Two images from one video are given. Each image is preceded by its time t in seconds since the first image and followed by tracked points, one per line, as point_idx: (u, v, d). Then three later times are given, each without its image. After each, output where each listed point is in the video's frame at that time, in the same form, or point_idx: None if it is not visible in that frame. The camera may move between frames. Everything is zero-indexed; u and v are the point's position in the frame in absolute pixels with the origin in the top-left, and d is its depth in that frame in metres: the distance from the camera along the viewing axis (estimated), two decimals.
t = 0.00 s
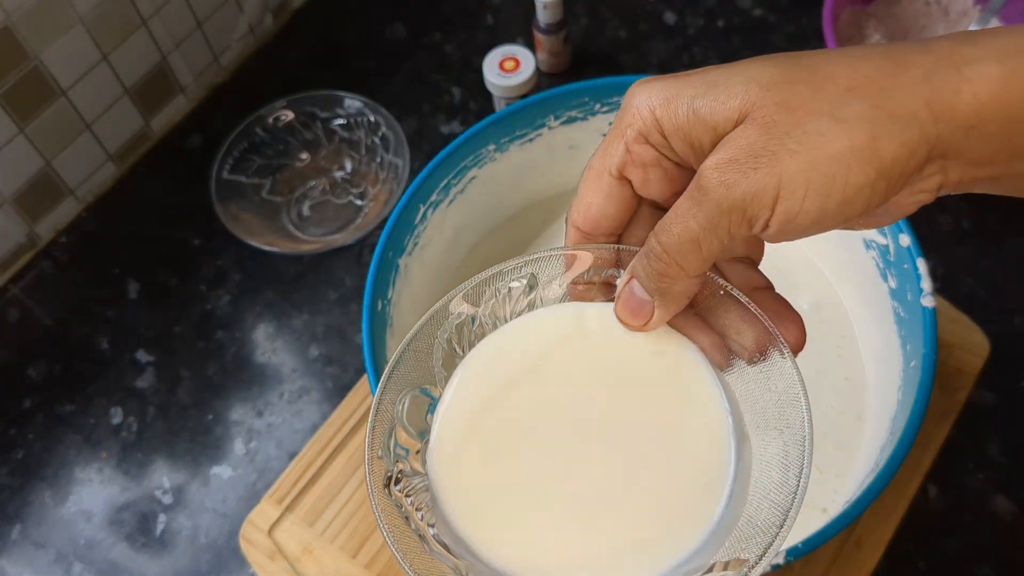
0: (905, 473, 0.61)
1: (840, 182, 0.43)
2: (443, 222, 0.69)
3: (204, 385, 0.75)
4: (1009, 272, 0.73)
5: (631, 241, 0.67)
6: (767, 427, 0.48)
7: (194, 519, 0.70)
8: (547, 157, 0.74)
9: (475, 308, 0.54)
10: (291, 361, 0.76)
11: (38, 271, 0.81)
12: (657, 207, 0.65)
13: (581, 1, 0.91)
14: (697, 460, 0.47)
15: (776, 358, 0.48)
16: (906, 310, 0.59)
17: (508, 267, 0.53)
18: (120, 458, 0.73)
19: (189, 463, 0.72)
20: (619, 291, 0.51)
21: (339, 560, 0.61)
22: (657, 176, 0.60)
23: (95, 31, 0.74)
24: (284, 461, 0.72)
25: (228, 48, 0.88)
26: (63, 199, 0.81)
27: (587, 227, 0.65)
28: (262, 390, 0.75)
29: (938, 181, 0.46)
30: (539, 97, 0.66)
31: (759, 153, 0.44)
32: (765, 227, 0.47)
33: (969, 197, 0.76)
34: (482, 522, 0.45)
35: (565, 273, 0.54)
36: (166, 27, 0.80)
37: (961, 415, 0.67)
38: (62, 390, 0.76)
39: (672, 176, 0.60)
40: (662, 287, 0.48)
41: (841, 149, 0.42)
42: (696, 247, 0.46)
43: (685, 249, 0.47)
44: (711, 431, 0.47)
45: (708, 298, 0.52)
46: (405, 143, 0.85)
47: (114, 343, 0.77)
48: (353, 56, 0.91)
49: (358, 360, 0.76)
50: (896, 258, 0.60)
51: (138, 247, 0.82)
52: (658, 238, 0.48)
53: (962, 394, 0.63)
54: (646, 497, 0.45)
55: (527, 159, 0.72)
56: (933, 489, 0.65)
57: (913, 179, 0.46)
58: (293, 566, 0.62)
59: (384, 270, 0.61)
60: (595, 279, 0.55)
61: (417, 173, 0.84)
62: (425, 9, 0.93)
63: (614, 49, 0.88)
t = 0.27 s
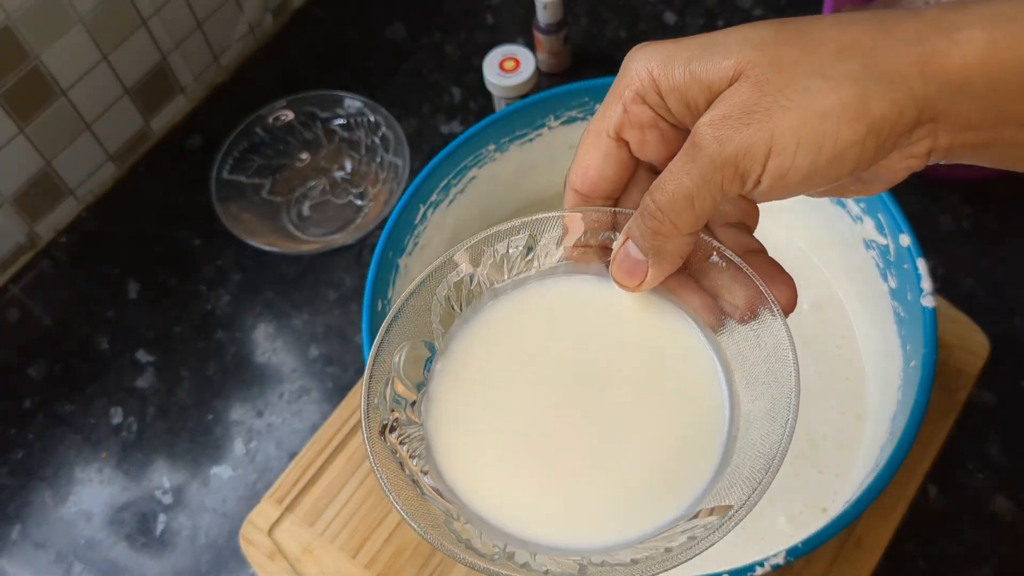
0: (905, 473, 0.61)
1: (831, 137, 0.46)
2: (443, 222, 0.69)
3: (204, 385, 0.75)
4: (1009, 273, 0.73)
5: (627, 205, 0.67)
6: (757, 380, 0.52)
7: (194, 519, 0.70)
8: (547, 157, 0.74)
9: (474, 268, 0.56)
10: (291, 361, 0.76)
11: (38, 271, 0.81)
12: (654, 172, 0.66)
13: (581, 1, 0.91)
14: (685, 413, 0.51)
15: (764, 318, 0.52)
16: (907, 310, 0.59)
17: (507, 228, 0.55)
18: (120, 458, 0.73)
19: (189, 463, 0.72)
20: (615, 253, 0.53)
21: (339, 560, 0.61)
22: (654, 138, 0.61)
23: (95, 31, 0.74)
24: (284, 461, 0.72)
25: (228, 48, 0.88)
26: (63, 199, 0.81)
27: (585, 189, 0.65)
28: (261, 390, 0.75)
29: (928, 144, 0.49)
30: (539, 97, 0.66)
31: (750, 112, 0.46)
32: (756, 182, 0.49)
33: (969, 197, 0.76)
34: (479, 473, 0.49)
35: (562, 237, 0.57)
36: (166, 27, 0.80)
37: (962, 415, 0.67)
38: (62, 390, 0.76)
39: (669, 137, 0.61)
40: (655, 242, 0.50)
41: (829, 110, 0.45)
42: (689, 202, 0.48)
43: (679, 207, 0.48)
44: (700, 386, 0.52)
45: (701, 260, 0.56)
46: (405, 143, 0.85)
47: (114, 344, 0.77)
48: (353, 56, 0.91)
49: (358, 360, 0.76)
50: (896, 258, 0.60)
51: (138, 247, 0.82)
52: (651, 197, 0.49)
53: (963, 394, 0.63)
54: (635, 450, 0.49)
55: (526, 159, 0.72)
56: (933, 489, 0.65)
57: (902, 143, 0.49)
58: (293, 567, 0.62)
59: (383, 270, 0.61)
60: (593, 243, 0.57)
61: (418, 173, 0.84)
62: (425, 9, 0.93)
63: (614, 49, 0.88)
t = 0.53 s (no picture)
0: (905, 473, 0.61)
1: (872, 49, 0.49)
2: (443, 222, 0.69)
3: (204, 384, 0.75)
4: (1008, 273, 0.73)
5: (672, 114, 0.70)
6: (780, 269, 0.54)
7: (194, 519, 0.70)
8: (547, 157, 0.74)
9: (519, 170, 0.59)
10: (291, 361, 0.76)
11: (38, 272, 0.81)
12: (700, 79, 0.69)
13: (581, 1, 0.91)
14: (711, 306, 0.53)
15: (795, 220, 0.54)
16: (907, 310, 0.59)
17: (552, 127, 0.58)
18: (120, 458, 0.73)
19: (189, 463, 0.72)
20: (653, 158, 0.56)
21: (339, 560, 0.61)
22: (705, 47, 0.64)
23: (95, 31, 0.74)
24: (284, 461, 0.72)
25: (228, 48, 0.88)
26: (63, 199, 0.81)
27: (635, 95, 0.67)
28: (262, 390, 0.75)
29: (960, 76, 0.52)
30: (539, 97, 0.66)
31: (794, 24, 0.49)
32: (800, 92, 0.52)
33: (969, 197, 0.76)
34: (512, 334, 0.52)
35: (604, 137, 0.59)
36: (166, 27, 0.80)
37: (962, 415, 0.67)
38: (62, 390, 0.76)
39: (719, 50, 0.65)
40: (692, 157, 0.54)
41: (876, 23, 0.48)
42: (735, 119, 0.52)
43: (722, 110, 0.51)
44: (727, 282, 0.54)
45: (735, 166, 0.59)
46: (406, 143, 0.85)
47: (114, 343, 0.77)
48: (353, 56, 0.91)
49: (358, 360, 0.76)
50: (896, 259, 0.60)
51: (138, 247, 0.82)
52: (694, 104, 0.53)
53: (963, 394, 0.63)
54: (664, 330, 0.52)
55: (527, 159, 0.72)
56: (933, 489, 0.65)
57: (937, 70, 0.52)
58: (293, 566, 0.62)
59: (384, 270, 0.61)
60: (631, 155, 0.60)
61: (417, 173, 0.84)
62: (425, 9, 0.93)
63: (614, 49, 0.88)
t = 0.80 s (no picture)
0: (905, 474, 0.61)
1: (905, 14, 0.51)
2: (443, 223, 0.69)
3: (204, 385, 0.75)
4: (1009, 273, 0.73)
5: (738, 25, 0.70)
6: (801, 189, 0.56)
7: (194, 519, 0.70)
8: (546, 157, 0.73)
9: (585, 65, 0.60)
10: (291, 361, 0.76)
11: (38, 272, 0.81)
12: None
13: (581, 1, 0.91)
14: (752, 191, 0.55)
15: (825, 143, 0.55)
16: (906, 310, 0.59)
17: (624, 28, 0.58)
18: (120, 458, 0.73)
19: (189, 463, 0.72)
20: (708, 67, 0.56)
21: (339, 560, 0.62)
22: None
23: (95, 31, 0.74)
24: (284, 461, 0.72)
25: (228, 48, 0.88)
26: (64, 199, 0.81)
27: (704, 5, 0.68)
28: (261, 390, 0.75)
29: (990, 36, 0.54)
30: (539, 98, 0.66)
31: None
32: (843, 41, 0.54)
33: (969, 198, 0.76)
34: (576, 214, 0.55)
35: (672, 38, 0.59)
36: (166, 27, 0.80)
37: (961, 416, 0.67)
38: (62, 390, 0.76)
39: None
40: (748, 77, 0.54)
41: None
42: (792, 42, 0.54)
43: (773, 47, 0.53)
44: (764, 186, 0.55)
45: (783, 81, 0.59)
46: (406, 143, 0.85)
47: (114, 344, 0.77)
48: (353, 56, 0.91)
49: (358, 360, 0.76)
50: (896, 258, 0.60)
51: (138, 247, 0.82)
52: (749, 29, 0.54)
53: (963, 394, 0.63)
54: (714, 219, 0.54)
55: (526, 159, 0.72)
56: (933, 489, 0.65)
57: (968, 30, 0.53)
58: (293, 566, 0.62)
59: (384, 270, 0.61)
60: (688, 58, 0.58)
61: (417, 173, 0.84)
62: (425, 9, 0.93)
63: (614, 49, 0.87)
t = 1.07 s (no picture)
0: (905, 473, 0.61)
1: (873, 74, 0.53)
2: (443, 223, 0.69)
3: (204, 385, 0.75)
4: (1009, 273, 0.73)
5: None
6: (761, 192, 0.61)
7: (194, 519, 0.70)
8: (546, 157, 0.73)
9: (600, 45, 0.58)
10: (291, 361, 0.76)
11: (37, 271, 0.81)
12: None
13: (581, 1, 0.90)
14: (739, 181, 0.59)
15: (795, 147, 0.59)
16: (907, 310, 0.59)
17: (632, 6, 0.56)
18: (120, 458, 0.73)
19: (189, 463, 0.72)
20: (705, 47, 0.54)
21: (339, 560, 0.61)
22: None
23: (94, 31, 0.74)
24: (284, 461, 0.72)
25: (228, 47, 0.88)
26: (63, 199, 0.81)
27: None
28: (261, 390, 0.75)
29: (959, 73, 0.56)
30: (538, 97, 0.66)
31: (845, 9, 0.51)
32: (821, 75, 0.55)
33: (970, 198, 0.76)
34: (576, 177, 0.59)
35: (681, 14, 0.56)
36: (166, 26, 0.80)
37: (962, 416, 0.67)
38: (61, 390, 0.75)
39: None
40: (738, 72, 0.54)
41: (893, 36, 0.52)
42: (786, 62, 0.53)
43: (769, 56, 0.52)
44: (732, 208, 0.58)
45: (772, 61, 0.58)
46: (405, 143, 0.85)
47: (114, 344, 0.77)
48: (353, 55, 0.91)
49: (358, 360, 0.75)
50: (897, 258, 0.60)
51: (138, 247, 0.81)
52: (751, 33, 0.52)
53: (964, 394, 0.63)
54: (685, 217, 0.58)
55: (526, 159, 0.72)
56: (933, 489, 0.65)
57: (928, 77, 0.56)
58: (292, 567, 0.62)
59: (384, 270, 0.61)
60: (693, 32, 0.57)
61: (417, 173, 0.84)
62: (425, 9, 0.93)
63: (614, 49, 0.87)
